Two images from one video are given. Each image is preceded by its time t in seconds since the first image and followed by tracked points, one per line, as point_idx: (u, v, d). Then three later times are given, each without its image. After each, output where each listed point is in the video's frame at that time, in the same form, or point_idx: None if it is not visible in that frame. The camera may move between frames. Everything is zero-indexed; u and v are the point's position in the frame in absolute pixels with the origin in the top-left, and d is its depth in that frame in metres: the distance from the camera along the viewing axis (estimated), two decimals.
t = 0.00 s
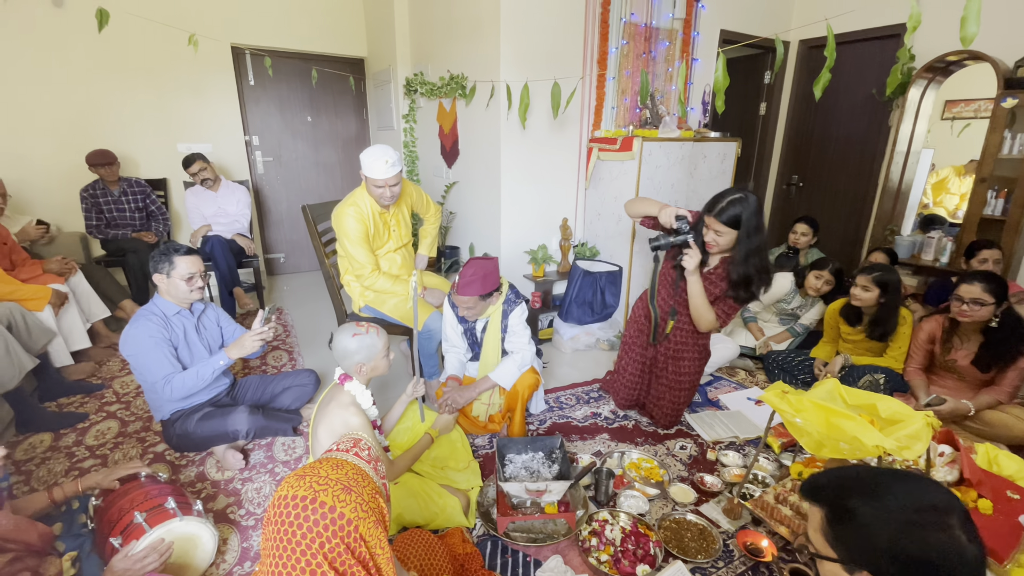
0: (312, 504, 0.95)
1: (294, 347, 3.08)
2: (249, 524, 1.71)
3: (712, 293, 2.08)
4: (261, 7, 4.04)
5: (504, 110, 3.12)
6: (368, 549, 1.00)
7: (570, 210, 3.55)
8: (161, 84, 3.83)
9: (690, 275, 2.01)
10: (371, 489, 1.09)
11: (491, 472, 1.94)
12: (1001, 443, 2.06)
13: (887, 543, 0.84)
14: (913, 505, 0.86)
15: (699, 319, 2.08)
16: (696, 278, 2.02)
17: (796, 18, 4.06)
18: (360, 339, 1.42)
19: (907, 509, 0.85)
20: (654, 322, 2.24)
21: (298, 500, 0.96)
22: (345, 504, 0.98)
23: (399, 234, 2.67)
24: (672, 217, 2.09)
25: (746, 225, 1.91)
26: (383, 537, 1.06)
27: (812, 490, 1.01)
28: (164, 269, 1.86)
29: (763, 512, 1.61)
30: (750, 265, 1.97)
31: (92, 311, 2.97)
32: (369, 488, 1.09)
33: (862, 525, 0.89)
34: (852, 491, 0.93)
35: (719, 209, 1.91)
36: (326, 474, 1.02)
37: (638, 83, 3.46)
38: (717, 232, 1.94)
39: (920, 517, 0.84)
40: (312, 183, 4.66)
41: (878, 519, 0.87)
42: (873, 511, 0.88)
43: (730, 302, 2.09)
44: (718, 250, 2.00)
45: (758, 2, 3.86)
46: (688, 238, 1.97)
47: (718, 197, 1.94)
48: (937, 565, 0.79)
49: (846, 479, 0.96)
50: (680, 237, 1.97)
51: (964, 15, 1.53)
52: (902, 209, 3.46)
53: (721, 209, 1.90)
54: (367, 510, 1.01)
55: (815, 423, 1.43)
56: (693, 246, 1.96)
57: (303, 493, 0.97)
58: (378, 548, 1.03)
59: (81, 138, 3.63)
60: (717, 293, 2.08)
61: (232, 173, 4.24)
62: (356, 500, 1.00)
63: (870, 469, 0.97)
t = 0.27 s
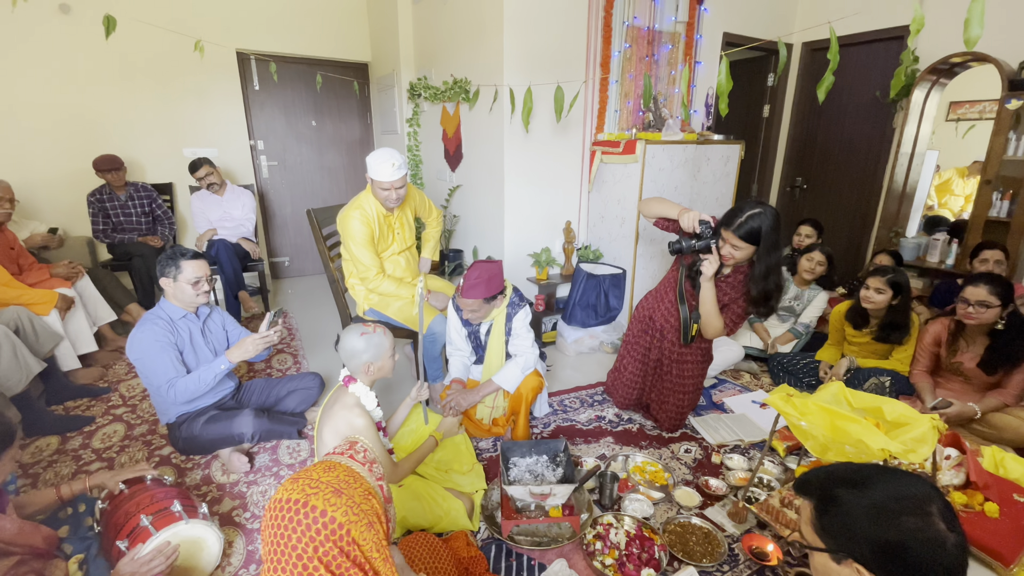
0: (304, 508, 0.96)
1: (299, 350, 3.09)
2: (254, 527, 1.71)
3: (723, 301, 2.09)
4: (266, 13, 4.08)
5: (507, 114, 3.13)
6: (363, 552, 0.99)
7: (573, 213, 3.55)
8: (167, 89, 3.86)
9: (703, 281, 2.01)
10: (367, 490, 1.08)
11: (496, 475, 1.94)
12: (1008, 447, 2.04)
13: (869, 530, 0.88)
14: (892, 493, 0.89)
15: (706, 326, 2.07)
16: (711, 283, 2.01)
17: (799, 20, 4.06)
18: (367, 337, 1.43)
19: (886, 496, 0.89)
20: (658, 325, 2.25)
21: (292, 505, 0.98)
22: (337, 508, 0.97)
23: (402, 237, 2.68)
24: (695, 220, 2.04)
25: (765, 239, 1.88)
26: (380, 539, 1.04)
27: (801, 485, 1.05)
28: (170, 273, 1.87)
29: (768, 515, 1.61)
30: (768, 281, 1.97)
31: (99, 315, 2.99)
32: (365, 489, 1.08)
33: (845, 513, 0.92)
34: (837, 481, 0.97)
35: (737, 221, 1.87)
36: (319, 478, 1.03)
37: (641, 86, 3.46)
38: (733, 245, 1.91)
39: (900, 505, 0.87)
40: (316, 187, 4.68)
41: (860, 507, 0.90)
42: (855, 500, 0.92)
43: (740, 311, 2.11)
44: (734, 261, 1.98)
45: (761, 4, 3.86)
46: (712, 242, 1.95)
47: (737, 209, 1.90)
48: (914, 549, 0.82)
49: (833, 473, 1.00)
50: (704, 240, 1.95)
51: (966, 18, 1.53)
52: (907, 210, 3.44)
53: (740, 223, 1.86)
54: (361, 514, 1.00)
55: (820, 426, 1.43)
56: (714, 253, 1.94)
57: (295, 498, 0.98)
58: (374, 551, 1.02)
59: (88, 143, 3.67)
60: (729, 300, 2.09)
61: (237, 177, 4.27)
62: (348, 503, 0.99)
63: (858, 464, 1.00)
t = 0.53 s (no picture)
0: (309, 510, 0.96)
1: (302, 350, 3.10)
2: (259, 527, 1.72)
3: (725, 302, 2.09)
4: (268, 15, 4.09)
5: (509, 113, 3.12)
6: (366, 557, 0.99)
7: (576, 212, 3.54)
8: (170, 91, 3.87)
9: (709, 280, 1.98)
10: (371, 493, 1.08)
11: (499, 475, 1.94)
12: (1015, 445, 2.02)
13: (875, 530, 0.87)
14: (899, 493, 0.89)
15: (711, 325, 2.06)
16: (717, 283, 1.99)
17: (803, 16, 4.03)
18: (366, 340, 1.43)
19: (893, 495, 0.89)
20: (657, 330, 2.26)
21: (298, 506, 0.97)
22: (341, 511, 0.97)
23: (404, 237, 2.68)
24: (702, 219, 2.01)
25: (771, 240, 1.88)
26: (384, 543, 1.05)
27: (809, 485, 1.04)
28: (171, 275, 1.88)
29: (773, 515, 1.61)
30: (772, 281, 1.97)
31: (104, 316, 3.01)
32: (369, 491, 1.08)
33: (851, 512, 0.92)
34: (843, 481, 0.97)
35: (743, 221, 1.87)
36: (324, 479, 1.02)
37: (643, 84, 3.42)
38: (739, 245, 1.91)
39: (905, 502, 0.87)
40: (319, 188, 4.69)
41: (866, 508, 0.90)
42: (862, 499, 0.91)
43: (744, 312, 2.10)
44: (740, 261, 1.98)
45: (763, 1, 3.84)
46: (719, 242, 1.90)
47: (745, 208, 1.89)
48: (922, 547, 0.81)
49: (839, 474, 1.00)
50: (710, 239, 1.90)
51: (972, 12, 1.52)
52: (912, 207, 3.42)
53: (747, 222, 1.86)
54: (364, 517, 1.00)
55: (825, 425, 1.41)
56: (721, 251, 1.90)
57: (300, 498, 0.97)
58: (376, 555, 1.02)
59: (92, 145, 3.68)
60: (732, 302, 2.08)
61: (240, 178, 4.28)
62: (352, 507, 0.99)
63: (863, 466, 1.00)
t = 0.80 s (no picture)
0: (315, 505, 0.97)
1: (310, 349, 3.12)
2: (268, 525, 1.73)
3: (732, 296, 2.09)
4: (275, 16, 4.11)
5: (515, 113, 3.12)
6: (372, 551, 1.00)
7: (582, 211, 3.54)
8: (179, 92, 3.91)
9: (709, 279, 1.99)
10: (377, 488, 1.08)
11: (506, 473, 1.94)
12: None
13: (890, 530, 0.86)
14: (913, 492, 0.88)
15: (719, 320, 2.07)
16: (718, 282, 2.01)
17: (811, 13, 4.00)
18: (372, 338, 1.45)
19: (905, 493, 0.88)
20: (668, 322, 2.22)
21: (305, 501, 0.99)
22: (346, 506, 0.98)
23: (411, 236, 2.69)
24: (695, 220, 2.00)
25: (782, 226, 1.87)
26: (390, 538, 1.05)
27: (820, 484, 1.03)
28: (176, 275, 1.90)
29: (781, 514, 1.61)
30: (785, 268, 1.95)
31: (115, 316, 3.04)
32: (375, 486, 1.08)
33: (865, 511, 0.91)
34: (858, 480, 0.95)
35: (755, 209, 1.87)
36: (330, 475, 1.03)
37: (650, 83, 3.43)
38: (751, 232, 1.90)
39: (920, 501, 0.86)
40: (326, 188, 4.71)
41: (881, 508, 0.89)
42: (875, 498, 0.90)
43: (751, 304, 2.09)
44: (749, 252, 1.98)
45: None
46: (715, 241, 1.92)
47: (753, 197, 1.90)
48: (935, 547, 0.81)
49: (854, 471, 0.99)
50: (706, 239, 1.92)
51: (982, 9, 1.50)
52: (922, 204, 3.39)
53: (758, 209, 1.86)
54: (370, 512, 1.01)
55: (834, 424, 1.41)
56: (718, 250, 1.92)
57: (306, 493, 0.99)
58: (383, 549, 1.02)
59: (103, 147, 3.72)
60: (739, 295, 2.08)
61: (249, 179, 4.31)
62: (357, 502, 0.99)
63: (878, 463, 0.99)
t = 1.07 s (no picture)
0: (328, 503, 0.98)
1: (320, 348, 3.15)
2: (279, 522, 1.75)
3: (735, 286, 2.02)
4: (284, 18, 4.14)
5: (522, 112, 3.12)
6: (384, 549, 1.01)
7: (589, 211, 3.54)
8: (190, 94, 3.95)
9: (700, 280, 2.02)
10: (388, 486, 1.09)
11: (515, 472, 1.94)
12: None
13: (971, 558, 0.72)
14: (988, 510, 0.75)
15: (722, 313, 2.05)
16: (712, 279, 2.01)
17: (821, 10, 3.96)
18: (380, 338, 1.45)
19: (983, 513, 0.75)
20: (678, 325, 2.21)
21: (317, 499, 0.99)
22: (358, 504, 0.98)
23: (419, 236, 2.71)
24: (677, 227, 2.04)
25: (771, 202, 1.87)
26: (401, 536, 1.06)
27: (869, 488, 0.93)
28: (184, 275, 1.92)
29: (792, 514, 1.58)
30: (775, 241, 1.91)
31: (129, 316, 3.08)
32: (386, 484, 1.09)
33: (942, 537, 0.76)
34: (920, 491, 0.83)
35: (742, 187, 1.89)
36: (342, 473, 1.04)
37: (657, 81, 3.41)
38: (742, 211, 1.90)
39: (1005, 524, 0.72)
40: (335, 188, 4.74)
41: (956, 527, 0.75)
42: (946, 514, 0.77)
43: (756, 291, 2.02)
44: (743, 234, 1.96)
45: None
46: (699, 247, 1.96)
47: (738, 179, 1.93)
48: None
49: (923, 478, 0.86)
50: (690, 246, 1.96)
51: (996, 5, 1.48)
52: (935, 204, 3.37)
53: (744, 187, 1.88)
54: (381, 511, 1.01)
55: (845, 424, 1.40)
56: (703, 255, 1.95)
57: (319, 492, 0.99)
58: (395, 547, 1.03)
59: (116, 149, 3.77)
60: (741, 286, 2.01)
61: (258, 180, 4.35)
62: (369, 500, 1.00)
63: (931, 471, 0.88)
